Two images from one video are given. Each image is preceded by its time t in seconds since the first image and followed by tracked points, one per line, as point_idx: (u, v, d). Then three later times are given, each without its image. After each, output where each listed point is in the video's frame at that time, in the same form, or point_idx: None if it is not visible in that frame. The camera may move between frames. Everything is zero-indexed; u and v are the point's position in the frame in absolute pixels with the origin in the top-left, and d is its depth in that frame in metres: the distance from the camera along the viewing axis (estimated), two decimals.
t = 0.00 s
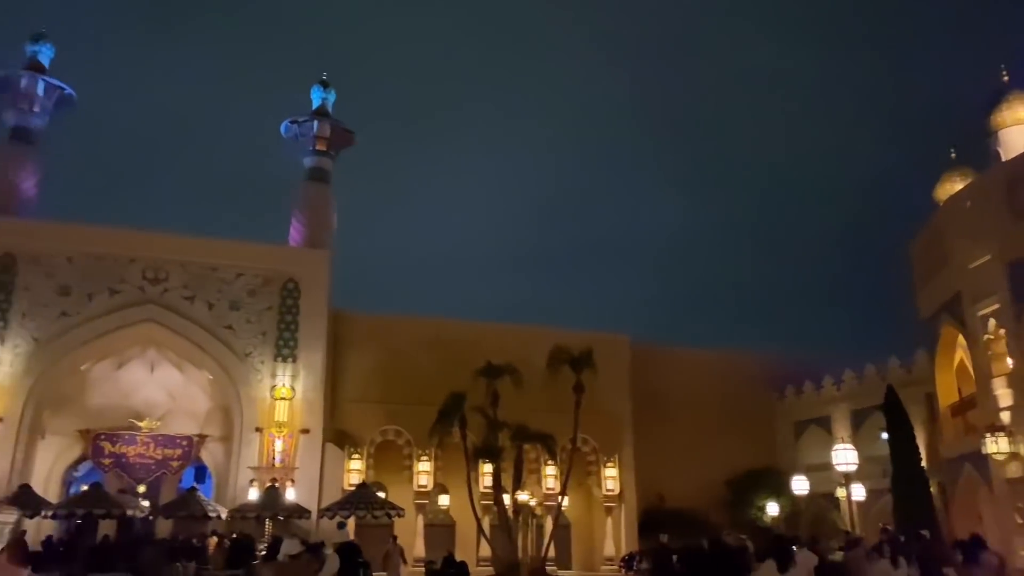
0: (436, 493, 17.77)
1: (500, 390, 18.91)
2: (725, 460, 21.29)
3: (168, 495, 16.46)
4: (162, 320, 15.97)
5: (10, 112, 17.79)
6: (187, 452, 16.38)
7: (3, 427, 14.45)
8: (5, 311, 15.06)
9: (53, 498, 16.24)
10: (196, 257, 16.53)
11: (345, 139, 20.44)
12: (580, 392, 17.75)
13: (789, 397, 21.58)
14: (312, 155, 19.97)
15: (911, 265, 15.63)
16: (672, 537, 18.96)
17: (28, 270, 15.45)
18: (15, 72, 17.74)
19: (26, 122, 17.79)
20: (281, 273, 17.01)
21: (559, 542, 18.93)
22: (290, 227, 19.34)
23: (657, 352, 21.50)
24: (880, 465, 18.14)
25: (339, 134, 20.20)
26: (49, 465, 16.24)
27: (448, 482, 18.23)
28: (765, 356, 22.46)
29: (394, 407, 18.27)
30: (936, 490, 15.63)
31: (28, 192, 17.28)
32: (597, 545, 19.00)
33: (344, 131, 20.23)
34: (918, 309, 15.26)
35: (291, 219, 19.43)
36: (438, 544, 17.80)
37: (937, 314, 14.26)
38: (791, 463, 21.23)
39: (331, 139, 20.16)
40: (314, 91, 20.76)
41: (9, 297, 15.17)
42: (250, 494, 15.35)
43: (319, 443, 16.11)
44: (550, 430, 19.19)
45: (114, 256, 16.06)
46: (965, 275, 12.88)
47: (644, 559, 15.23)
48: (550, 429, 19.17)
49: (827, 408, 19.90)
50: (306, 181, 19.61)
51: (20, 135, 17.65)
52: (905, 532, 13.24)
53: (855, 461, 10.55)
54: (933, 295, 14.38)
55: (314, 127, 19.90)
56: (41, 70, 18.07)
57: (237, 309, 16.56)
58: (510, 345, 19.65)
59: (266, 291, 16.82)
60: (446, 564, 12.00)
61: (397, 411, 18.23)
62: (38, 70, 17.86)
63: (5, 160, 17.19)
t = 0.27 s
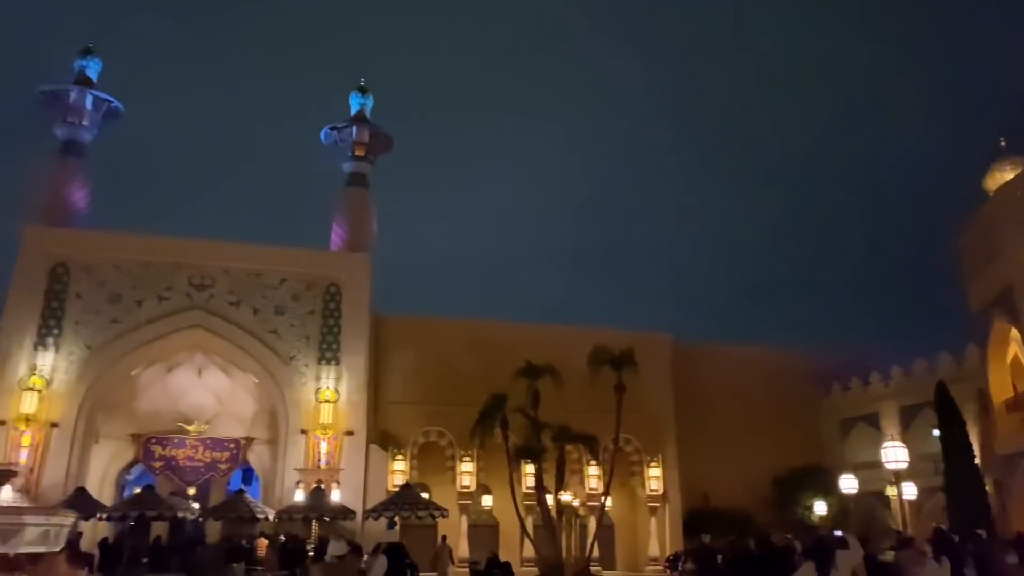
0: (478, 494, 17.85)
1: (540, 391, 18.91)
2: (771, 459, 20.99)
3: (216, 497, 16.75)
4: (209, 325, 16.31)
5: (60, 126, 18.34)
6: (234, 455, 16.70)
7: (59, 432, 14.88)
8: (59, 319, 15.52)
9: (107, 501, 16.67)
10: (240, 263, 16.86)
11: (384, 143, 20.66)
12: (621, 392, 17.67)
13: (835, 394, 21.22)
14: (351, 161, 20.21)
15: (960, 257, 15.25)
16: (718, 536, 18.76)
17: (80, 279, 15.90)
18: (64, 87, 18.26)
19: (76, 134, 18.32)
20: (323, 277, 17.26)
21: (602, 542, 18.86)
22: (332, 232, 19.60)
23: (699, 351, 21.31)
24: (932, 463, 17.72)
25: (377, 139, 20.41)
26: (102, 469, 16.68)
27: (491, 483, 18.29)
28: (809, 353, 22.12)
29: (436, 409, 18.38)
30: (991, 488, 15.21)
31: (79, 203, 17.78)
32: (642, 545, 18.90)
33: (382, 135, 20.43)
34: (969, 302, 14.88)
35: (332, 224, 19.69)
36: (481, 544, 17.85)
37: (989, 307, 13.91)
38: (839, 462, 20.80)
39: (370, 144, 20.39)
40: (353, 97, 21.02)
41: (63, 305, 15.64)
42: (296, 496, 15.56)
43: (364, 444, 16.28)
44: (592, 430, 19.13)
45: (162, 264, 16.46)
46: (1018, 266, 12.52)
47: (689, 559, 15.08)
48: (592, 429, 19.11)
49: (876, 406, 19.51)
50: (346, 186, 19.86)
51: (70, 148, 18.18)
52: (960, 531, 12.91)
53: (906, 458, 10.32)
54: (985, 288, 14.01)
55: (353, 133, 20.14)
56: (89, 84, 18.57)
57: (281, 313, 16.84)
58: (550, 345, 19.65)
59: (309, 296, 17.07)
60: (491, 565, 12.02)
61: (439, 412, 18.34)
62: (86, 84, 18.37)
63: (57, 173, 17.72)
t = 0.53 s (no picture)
0: (520, 494, 17.87)
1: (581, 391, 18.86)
2: (817, 458, 20.64)
3: (263, 498, 17.11)
4: (253, 329, 16.59)
5: (106, 137, 18.82)
6: (280, 457, 16.97)
7: (111, 436, 15.26)
8: (109, 326, 15.94)
9: (158, 503, 17.08)
10: (282, 268, 17.14)
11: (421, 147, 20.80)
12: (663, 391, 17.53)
13: (883, 391, 20.81)
14: (389, 165, 20.39)
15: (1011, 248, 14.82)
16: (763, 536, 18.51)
17: (128, 286, 16.30)
18: (110, 99, 18.74)
19: (122, 145, 18.80)
20: (364, 280, 17.45)
21: (646, 542, 18.74)
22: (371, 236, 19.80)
23: (741, 349, 21.06)
24: (985, 460, 17.26)
25: (414, 143, 20.57)
26: (153, 472, 17.07)
27: (532, 483, 18.31)
28: (855, 349, 21.73)
29: (477, 409, 18.45)
30: None
31: (126, 212, 18.23)
32: (686, 545, 18.73)
33: (419, 139, 20.58)
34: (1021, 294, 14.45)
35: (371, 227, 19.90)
36: (524, 545, 17.86)
37: None
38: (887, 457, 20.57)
39: (407, 148, 20.56)
40: (390, 102, 21.21)
41: (113, 312, 16.05)
42: (341, 497, 15.74)
43: (406, 445, 16.43)
44: (633, 430, 19.03)
45: (207, 270, 16.80)
46: None
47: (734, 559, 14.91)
48: (634, 429, 18.99)
49: (925, 402, 19.07)
50: (384, 190, 20.05)
51: (117, 159, 18.65)
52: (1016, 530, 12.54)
53: (958, 456, 10.07)
54: None
55: (390, 137, 20.32)
56: (134, 96, 19.03)
57: (323, 317, 17.06)
58: (590, 345, 19.59)
59: (350, 299, 17.28)
60: (535, 565, 12.03)
61: (480, 413, 18.40)
62: (131, 96, 18.82)
63: (104, 184, 18.20)
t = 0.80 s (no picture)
0: (560, 494, 17.81)
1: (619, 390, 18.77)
2: (862, 456, 20.26)
3: (306, 498, 17.32)
4: (294, 332, 16.82)
5: (150, 146, 19.24)
6: (323, 458, 17.19)
7: (158, 438, 15.59)
8: (155, 331, 16.29)
9: (205, 504, 17.41)
10: (322, 271, 17.36)
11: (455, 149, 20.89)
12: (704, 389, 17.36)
13: (930, 386, 20.31)
14: (425, 167, 20.52)
15: None
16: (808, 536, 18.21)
17: (172, 291, 16.65)
18: (152, 109, 19.14)
19: (165, 154, 19.20)
20: (402, 282, 17.59)
21: (688, 542, 18.57)
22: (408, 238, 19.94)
23: (782, 346, 20.77)
24: None
25: (449, 145, 20.65)
26: (199, 474, 17.39)
27: (573, 483, 18.27)
28: (900, 345, 21.28)
29: (515, 410, 18.46)
30: None
31: (169, 219, 18.61)
32: (730, 545, 18.52)
33: (454, 141, 20.66)
34: None
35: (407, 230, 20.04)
36: (566, 545, 17.81)
37: None
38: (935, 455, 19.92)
39: (442, 150, 20.67)
40: (424, 104, 21.33)
41: (158, 318, 16.40)
42: (382, 497, 15.87)
43: (446, 446, 16.51)
44: (674, 428, 18.87)
45: (248, 275, 17.09)
46: None
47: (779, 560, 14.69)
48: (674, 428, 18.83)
49: (975, 398, 18.62)
50: (420, 192, 20.18)
51: (160, 167, 19.05)
52: None
53: (1009, 453, 9.81)
54: None
55: (425, 140, 20.44)
56: (175, 105, 19.42)
57: (362, 319, 17.23)
58: (628, 344, 19.49)
59: (388, 301, 17.43)
60: (576, 565, 12.01)
61: (518, 413, 18.41)
62: (172, 106, 19.21)
63: (148, 192, 18.60)
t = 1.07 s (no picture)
0: (598, 494, 17.76)
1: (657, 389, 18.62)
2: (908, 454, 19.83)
3: (345, 498, 17.48)
4: (331, 335, 16.97)
5: (188, 153, 19.57)
6: (362, 458, 17.30)
7: (201, 441, 15.85)
8: (196, 335, 16.56)
9: (247, 505, 17.65)
10: (358, 274, 17.50)
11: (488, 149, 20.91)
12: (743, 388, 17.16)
13: (977, 383, 19.84)
14: (457, 169, 20.58)
15: None
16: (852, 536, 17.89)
17: (213, 296, 16.91)
18: (190, 117, 19.46)
19: (203, 161, 19.51)
20: (436, 284, 17.67)
21: (729, 542, 18.37)
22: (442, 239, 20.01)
23: (822, 342, 20.42)
24: None
25: (481, 146, 20.69)
26: (241, 475, 17.65)
27: (611, 483, 18.18)
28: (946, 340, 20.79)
29: (552, 409, 18.41)
30: None
31: (208, 225, 18.90)
32: (771, 545, 18.28)
33: (486, 142, 20.69)
34: None
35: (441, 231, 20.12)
36: (605, 544, 17.71)
37: None
38: (983, 452, 19.63)
39: (474, 151, 20.70)
40: (456, 106, 21.39)
41: (199, 322, 16.67)
42: (421, 497, 15.94)
43: (483, 446, 16.54)
44: (713, 427, 18.68)
45: (286, 278, 17.30)
46: None
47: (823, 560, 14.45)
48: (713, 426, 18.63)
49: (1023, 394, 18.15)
50: (453, 194, 20.24)
51: (198, 174, 19.36)
52: None
53: None
54: None
55: (457, 141, 20.49)
56: (212, 113, 19.71)
57: (398, 320, 17.33)
58: (664, 342, 19.34)
59: (424, 302, 17.51)
60: (615, 565, 11.96)
61: (555, 413, 18.35)
62: (209, 113, 19.50)
63: (187, 198, 18.91)
